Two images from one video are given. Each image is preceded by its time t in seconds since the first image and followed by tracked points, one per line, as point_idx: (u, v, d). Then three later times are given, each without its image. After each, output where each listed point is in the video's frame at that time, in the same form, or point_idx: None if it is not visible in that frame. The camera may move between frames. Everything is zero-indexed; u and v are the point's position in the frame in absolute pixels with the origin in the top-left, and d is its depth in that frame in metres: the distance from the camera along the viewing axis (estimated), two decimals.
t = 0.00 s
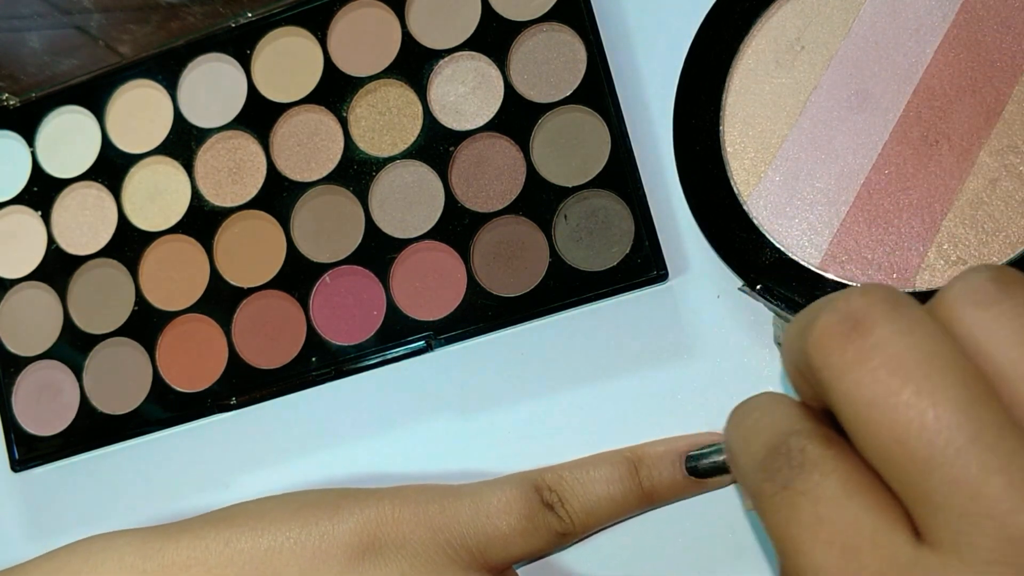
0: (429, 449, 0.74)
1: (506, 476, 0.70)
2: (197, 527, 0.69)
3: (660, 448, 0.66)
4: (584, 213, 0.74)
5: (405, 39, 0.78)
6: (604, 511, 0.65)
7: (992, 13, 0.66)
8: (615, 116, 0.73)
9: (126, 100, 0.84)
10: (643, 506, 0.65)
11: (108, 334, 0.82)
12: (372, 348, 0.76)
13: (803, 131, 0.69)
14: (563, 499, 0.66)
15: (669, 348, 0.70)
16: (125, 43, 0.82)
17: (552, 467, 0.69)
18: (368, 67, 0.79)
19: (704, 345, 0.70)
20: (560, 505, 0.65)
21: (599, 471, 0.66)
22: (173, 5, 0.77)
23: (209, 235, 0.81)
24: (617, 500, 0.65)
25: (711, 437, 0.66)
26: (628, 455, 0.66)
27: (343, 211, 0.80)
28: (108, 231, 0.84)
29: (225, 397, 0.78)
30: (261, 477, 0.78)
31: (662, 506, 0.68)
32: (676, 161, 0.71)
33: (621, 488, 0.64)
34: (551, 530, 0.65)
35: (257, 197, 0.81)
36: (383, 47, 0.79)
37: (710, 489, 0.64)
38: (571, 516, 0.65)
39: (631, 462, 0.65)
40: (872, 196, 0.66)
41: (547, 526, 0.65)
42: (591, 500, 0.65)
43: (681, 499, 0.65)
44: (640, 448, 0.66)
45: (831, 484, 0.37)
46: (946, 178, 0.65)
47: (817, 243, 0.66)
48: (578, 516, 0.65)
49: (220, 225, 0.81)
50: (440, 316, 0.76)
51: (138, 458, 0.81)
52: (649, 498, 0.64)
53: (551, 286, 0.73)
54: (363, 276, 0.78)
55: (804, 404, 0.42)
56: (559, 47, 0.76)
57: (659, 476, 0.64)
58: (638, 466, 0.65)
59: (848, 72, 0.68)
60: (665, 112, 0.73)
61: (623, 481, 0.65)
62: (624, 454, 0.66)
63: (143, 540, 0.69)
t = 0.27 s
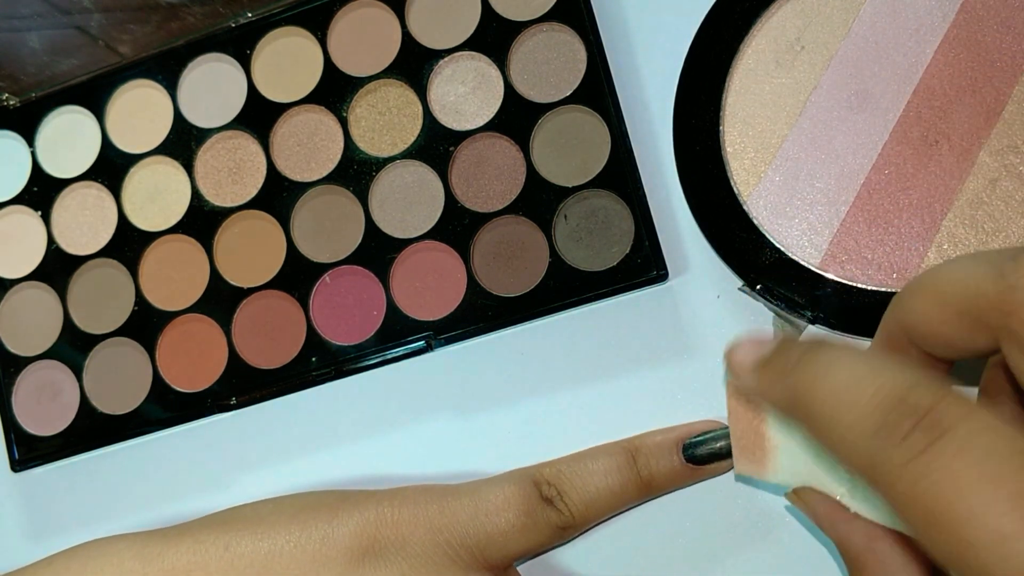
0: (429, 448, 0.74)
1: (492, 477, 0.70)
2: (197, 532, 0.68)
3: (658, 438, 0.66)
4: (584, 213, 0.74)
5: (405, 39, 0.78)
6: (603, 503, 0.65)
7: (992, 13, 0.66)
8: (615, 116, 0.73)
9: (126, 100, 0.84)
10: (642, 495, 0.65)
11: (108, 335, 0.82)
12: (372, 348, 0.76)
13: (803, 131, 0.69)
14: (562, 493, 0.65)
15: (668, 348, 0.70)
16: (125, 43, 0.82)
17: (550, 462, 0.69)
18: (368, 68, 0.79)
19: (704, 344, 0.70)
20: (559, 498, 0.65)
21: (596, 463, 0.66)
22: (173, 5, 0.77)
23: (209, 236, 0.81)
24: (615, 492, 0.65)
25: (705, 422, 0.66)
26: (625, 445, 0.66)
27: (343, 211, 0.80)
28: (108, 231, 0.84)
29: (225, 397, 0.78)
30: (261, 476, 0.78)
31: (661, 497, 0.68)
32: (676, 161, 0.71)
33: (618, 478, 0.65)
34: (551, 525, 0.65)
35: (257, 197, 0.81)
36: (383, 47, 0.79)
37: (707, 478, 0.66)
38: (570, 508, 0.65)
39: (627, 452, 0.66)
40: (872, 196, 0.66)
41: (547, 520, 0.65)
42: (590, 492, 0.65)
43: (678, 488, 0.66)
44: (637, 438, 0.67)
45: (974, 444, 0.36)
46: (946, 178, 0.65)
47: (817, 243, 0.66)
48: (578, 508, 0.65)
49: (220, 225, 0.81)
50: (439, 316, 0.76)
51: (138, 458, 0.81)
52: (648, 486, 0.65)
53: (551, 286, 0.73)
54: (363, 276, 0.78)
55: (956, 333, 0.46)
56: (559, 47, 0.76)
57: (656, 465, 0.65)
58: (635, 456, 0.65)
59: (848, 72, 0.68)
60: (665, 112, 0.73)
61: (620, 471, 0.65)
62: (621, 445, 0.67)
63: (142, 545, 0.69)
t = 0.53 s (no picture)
0: (429, 448, 0.74)
1: (496, 476, 0.70)
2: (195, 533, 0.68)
3: (657, 437, 0.66)
4: (584, 213, 0.74)
5: (405, 39, 0.78)
6: (604, 502, 0.65)
7: (992, 13, 0.66)
8: (615, 116, 0.73)
9: (126, 100, 0.84)
10: (643, 495, 0.65)
11: (108, 334, 0.82)
12: (372, 348, 0.76)
13: (803, 131, 0.69)
14: (564, 492, 0.66)
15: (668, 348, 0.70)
16: (125, 43, 0.82)
17: (551, 462, 0.69)
18: (368, 68, 0.79)
19: (704, 344, 0.70)
20: (561, 498, 0.66)
21: (599, 462, 0.66)
22: (173, 5, 0.77)
23: (209, 236, 0.81)
24: (618, 492, 0.65)
25: (705, 425, 0.66)
26: (626, 445, 0.66)
27: (343, 211, 0.79)
28: (108, 231, 0.84)
29: (225, 397, 0.78)
30: (261, 476, 0.78)
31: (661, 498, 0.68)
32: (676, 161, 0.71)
33: (621, 478, 0.65)
34: (552, 525, 0.65)
35: (257, 197, 0.81)
36: (383, 47, 0.79)
37: (710, 477, 0.66)
38: (572, 508, 0.65)
39: (629, 452, 0.66)
40: (872, 196, 0.66)
41: (549, 521, 0.65)
42: (591, 491, 0.65)
43: (685, 485, 0.66)
44: (639, 438, 0.67)
45: None
46: (946, 178, 0.65)
47: (817, 243, 0.66)
48: (579, 508, 0.65)
49: (220, 225, 0.81)
50: (439, 316, 0.76)
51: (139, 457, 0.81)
52: (649, 486, 0.65)
53: (551, 286, 0.73)
54: (363, 276, 0.78)
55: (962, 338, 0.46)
56: (559, 47, 0.76)
57: (659, 464, 0.64)
58: (638, 455, 0.65)
59: (848, 72, 0.68)
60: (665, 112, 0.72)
61: (622, 471, 0.65)
62: (624, 444, 0.67)
63: (141, 546, 0.69)
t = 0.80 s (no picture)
0: (428, 448, 0.74)
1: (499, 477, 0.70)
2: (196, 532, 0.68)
3: (658, 442, 0.66)
4: (584, 213, 0.74)
5: (405, 39, 0.78)
6: (605, 508, 0.65)
7: (992, 13, 0.66)
8: (615, 116, 0.73)
9: (126, 100, 0.84)
10: (644, 502, 0.65)
11: (108, 335, 0.82)
12: (372, 348, 0.76)
13: (803, 131, 0.69)
14: (565, 499, 0.65)
15: (668, 349, 0.70)
16: (125, 43, 0.82)
17: (551, 465, 0.69)
18: (368, 68, 0.79)
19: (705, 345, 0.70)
20: (563, 505, 0.65)
21: (602, 469, 0.66)
22: (173, 5, 0.77)
23: (209, 236, 0.81)
24: (620, 499, 0.65)
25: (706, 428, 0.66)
26: (629, 453, 0.66)
27: (343, 211, 0.80)
28: (108, 231, 0.84)
29: (225, 397, 0.78)
30: (260, 477, 0.78)
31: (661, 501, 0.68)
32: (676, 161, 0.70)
33: (623, 486, 0.65)
34: (553, 531, 0.65)
35: (257, 197, 0.81)
36: (383, 47, 0.79)
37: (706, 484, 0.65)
38: (574, 515, 0.65)
39: (632, 461, 0.65)
40: (872, 196, 0.66)
41: (551, 525, 0.65)
42: (593, 498, 0.65)
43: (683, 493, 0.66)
44: (640, 445, 0.66)
45: (851, 460, 0.36)
46: (946, 178, 0.65)
47: (817, 243, 0.66)
48: (580, 515, 0.65)
49: (220, 225, 0.81)
50: (439, 317, 0.76)
51: (138, 459, 0.81)
52: (649, 493, 0.65)
53: (551, 286, 0.73)
54: (363, 277, 0.78)
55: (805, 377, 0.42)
56: (559, 47, 0.76)
57: (660, 474, 0.64)
58: (640, 464, 0.65)
59: (848, 72, 0.68)
60: (665, 112, 0.72)
61: (624, 479, 0.65)
62: (626, 451, 0.66)
63: (142, 546, 0.69)
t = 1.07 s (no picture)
0: (428, 448, 0.74)
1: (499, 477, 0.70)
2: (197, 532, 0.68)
3: (657, 443, 0.66)
4: (584, 213, 0.74)
5: (405, 39, 0.78)
6: (606, 509, 0.65)
7: (992, 13, 0.66)
8: (615, 116, 0.73)
9: (126, 100, 0.84)
10: (644, 504, 0.65)
11: (108, 335, 0.82)
12: (372, 348, 0.76)
13: (803, 131, 0.69)
14: (565, 499, 0.66)
15: (668, 349, 0.70)
16: (125, 43, 0.82)
17: (552, 466, 0.69)
18: (368, 67, 0.79)
19: (704, 345, 0.70)
20: (563, 505, 0.65)
21: (603, 469, 0.66)
22: (173, 5, 0.77)
23: (209, 236, 0.81)
24: (620, 500, 0.65)
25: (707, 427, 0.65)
26: (628, 453, 0.66)
27: (343, 211, 0.80)
28: (108, 231, 0.84)
29: (225, 397, 0.78)
30: (260, 477, 0.78)
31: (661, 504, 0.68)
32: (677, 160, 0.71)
33: (623, 487, 0.65)
34: (554, 531, 0.65)
35: (257, 197, 0.81)
36: (383, 47, 0.79)
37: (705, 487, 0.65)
38: (575, 516, 0.65)
39: (631, 461, 0.65)
40: (872, 196, 0.66)
41: (551, 525, 0.65)
42: (593, 499, 0.65)
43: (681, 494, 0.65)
44: (640, 446, 0.66)
45: (866, 466, 0.34)
46: (946, 178, 0.65)
47: (817, 243, 0.66)
48: (580, 515, 0.65)
49: (220, 225, 0.81)
50: (439, 317, 0.76)
51: (138, 459, 0.81)
52: (650, 495, 0.64)
53: (551, 286, 0.73)
54: (363, 277, 0.78)
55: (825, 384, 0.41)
56: (559, 47, 0.76)
57: (658, 474, 0.64)
58: (638, 466, 0.65)
59: (847, 72, 0.68)
60: (665, 112, 0.72)
61: (624, 480, 0.65)
62: (626, 452, 0.66)
63: (142, 546, 0.69)
